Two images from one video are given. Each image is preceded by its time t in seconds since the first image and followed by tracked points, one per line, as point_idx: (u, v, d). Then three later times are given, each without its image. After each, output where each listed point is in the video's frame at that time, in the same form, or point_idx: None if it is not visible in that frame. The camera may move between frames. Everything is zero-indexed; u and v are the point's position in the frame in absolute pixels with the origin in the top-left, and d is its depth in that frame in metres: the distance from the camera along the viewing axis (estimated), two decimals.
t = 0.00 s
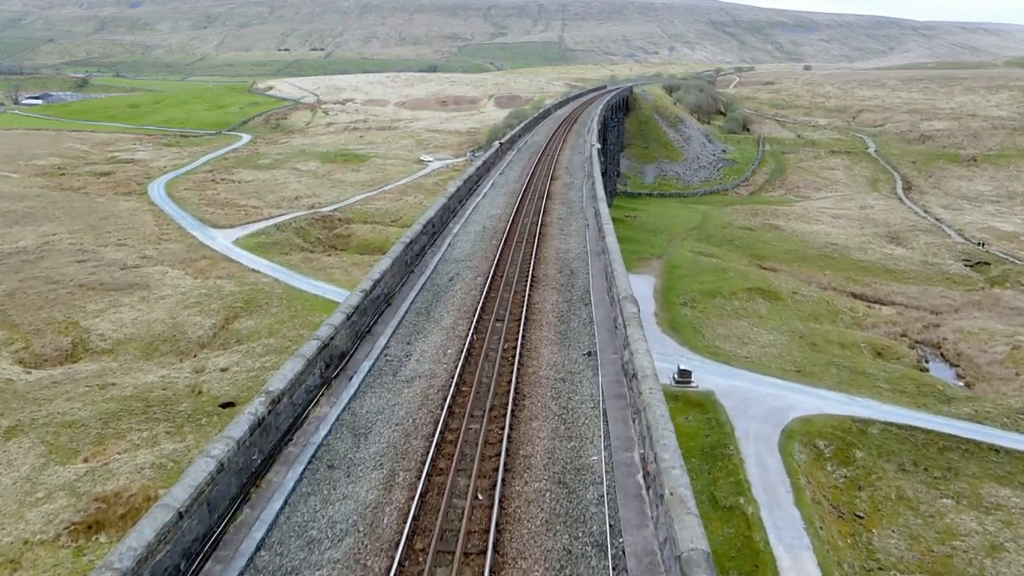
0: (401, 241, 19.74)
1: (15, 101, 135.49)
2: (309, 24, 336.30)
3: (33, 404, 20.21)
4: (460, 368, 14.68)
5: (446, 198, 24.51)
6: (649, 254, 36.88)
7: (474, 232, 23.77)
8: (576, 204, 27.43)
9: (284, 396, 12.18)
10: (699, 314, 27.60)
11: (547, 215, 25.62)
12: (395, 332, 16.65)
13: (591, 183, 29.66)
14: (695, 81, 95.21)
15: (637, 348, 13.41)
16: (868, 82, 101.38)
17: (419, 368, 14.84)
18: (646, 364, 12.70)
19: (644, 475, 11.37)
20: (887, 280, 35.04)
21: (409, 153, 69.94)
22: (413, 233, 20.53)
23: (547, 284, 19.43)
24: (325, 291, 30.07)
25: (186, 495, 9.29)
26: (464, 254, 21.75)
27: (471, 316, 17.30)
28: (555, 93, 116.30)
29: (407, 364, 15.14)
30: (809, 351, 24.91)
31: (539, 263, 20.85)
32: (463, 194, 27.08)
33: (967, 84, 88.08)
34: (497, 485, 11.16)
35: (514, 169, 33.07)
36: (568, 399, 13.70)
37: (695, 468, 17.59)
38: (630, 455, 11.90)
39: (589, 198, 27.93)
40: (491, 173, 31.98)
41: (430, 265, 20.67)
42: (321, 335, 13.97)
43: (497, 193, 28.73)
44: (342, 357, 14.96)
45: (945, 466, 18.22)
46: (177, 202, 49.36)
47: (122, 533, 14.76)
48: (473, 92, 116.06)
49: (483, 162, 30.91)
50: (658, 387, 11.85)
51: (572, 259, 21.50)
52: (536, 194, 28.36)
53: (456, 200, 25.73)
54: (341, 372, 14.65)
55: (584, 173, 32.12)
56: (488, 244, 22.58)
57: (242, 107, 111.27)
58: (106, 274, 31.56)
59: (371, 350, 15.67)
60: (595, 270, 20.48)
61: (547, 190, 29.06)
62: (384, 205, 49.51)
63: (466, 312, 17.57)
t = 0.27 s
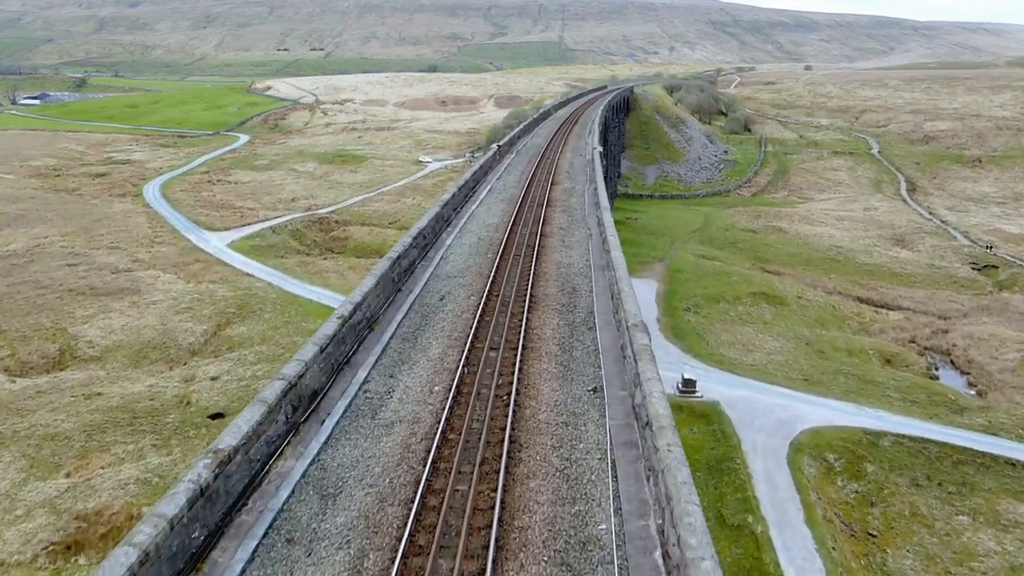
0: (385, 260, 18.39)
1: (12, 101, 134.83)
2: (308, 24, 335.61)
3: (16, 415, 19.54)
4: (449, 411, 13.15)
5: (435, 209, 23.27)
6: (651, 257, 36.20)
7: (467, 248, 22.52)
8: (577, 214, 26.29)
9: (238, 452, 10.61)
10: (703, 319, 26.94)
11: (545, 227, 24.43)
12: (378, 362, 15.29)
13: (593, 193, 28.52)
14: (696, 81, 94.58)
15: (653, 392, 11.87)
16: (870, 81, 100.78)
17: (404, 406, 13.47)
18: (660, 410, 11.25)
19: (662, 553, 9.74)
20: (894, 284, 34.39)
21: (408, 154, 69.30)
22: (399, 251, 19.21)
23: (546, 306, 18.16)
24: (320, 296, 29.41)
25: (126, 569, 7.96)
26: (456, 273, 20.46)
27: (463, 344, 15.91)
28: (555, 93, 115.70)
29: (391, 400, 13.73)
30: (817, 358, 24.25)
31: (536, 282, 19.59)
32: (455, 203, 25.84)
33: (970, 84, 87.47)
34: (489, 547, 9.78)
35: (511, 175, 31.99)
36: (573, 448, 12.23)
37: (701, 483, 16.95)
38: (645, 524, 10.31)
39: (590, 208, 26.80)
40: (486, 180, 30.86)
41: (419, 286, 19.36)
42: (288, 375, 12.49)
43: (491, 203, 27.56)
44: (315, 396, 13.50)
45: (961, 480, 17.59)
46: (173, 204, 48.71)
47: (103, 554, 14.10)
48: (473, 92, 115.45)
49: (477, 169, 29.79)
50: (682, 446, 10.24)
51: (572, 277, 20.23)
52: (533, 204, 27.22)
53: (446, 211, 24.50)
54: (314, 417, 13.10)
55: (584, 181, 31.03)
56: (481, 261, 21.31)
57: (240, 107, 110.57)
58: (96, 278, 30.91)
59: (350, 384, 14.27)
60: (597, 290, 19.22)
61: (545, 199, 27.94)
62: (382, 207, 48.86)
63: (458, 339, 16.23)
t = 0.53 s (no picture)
0: (364, 284, 17.02)
1: (10, 101, 134.07)
2: (308, 24, 334.72)
3: None
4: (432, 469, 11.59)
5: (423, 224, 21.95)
6: (653, 261, 35.52)
7: (457, 266, 21.20)
8: (576, 227, 25.03)
9: (172, 534, 9.02)
10: (707, 325, 26.30)
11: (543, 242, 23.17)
12: (356, 403, 13.95)
13: (594, 204, 27.29)
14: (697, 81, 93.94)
15: (673, 450, 10.34)
16: (872, 82, 100.16)
17: (379, 461, 12.07)
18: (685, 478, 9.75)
19: None
20: (901, 289, 33.72)
21: (407, 155, 68.66)
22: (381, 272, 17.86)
23: (545, 332, 16.85)
24: (315, 301, 28.72)
25: None
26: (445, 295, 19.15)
27: (452, 381, 14.52)
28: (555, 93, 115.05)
29: (367, 453, 12.34)
30: (824, 366, 23.59)
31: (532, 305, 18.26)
32: (444, 215, 24.52)
33: (973, 84, 86.82)
34: None
35: (509, 182, 30.86)
36: (579, 517, 10.82)
37: (707, 499, 16.31)
38: None
39: (592, 221, 25.56)
40: (480, 189, 29.64)
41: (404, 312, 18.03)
42: (241, 431, 11.00)
43: (485, 215, 26.30)
44: (278, 448, 12.11)
45: (977, 497, 16.97)
46: (168, 206, 48.04)
47: None
48: (472, 92, 114.80)
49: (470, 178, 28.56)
50: (710, 531, 8.72)
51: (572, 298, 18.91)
52: (530, 216, 25.98)
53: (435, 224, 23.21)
54: (274, 475, 11.65)
55: (585, 189, 29.87)
56: (473, 281, 20.00)
57: (238, 107, 109.89)
58: (86, 283, 30.25)
59: (321, 433, 12.87)
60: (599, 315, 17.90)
61: (544, 210, 26.71)
62: (380, 209, 48.20)
63: (446, 374, 14.87)
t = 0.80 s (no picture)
0: (339, 315, 15.49)
1: (7, 101, 133.32)
2: (308, 24, 333.84)
3: None
4: (409, 549, 9.91)
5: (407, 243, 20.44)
6: (655, 264, 34.84)
7: (446, 290, 19.70)
8: (575, 244, 23.57)
9: None
10: (711, 332, 25.64)
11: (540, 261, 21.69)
12: (327, 453, 12.45)
13: (596, 219, 25.88)
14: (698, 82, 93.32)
15: (701, 536, 8.81)
16: (874, 82, 99.55)
17: (348, 534, 10.46)
18: None
19: None
20: (908, 293, 33.07)
21: (406, 156, 67.99)
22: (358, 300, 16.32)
23: (542, 368, 15.33)
24: (309, 307, 28.03)
25: None
26: (432, 323, 17.64)
27: (437, 428, 12.93)
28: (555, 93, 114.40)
29: (334, 523, 10.70)
30: (832, 375, 22.91)
31: (528, 334, 16.77)
32: (431, 232, 23.00)
33: (976, 84, 86.19)
34: None
35: (504, 193, 29.50)
36: None
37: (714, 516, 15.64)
38: None
39: (594, 237, 24.12)
40: (471, 202, 28.19)
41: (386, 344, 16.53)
42: (173, 508, 9.25)
43: (477, 231, 24.86)
44: (226, 520, 10.41)
45: (994, 514, 16.34)
46: (162, 207, 47.39)
47: None
48: (472, 92, 114.14)
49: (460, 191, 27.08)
50: None
51: (571, 326, 17.44)
52: (526, 231, 24.53)
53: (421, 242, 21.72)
54: (219, 556, 9.95)
55: (586, 201, 28.48)
56: (463, 307, 18.51)
57: (236, 108, 109.24)
58: (76, 288, 29.57)
59: (282, 495, 11.25)
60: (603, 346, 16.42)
61: (541, 225, 25.28)
62: (378, 211, 47.53)
63: (430, 418, 13.35)
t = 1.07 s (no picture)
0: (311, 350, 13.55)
1: (4, 101, 132.73)
2: (307, 23, 333.15)
3: None
4: None
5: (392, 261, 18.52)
6: (657, 267, 34.16)
7: (436, 314, 17.75)
8: (579, 260, 21.73)
9: None
10: (715, 339, 25.00)
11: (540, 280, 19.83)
12: (286, 524, 10.52)
13: (600, 233, 24.13)
14: (699, 82, 92.79)
15: None
16: (876, 82, 98.92)
17: None
18: None
19: None
20: (915, 298, 32.43)
21: (404, 157, 67.37)
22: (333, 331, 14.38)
23: (543, 412, 13.33)
24: (303, 313, 27.33)
25: None
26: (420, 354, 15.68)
27: (417, 495, 10.95)
28: (555, 93, 113.81)
29: None
30: (840, 384, 22.24)
31: (527, 367, 14.84)
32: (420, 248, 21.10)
33: (980, 85, 85.57)
34: None
35: (502, 205, 27.89)
36: None
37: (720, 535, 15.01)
38: None
39: (599, 252, 22.31)
40: (465, 214, 26.42)
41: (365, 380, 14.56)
42: None
43: (472, 246, 23.02)
44: None
45: (1013, 533, 15.65)
46: (157, 209, 46.78)
47: None
48: (472, 92, 113.53)
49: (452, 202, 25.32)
50: None
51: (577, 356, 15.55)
52: (525, 246, 22.71)
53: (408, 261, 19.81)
54: None
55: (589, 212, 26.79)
56: (455, 333, 16.58)
57: (234, 108, 108.56)
58: (65, 292, 28.95)
59: None
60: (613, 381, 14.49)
61: (541, 239, 23.49)
62: (375, 213, 46.87)
63: (410, 479, 11.35)
